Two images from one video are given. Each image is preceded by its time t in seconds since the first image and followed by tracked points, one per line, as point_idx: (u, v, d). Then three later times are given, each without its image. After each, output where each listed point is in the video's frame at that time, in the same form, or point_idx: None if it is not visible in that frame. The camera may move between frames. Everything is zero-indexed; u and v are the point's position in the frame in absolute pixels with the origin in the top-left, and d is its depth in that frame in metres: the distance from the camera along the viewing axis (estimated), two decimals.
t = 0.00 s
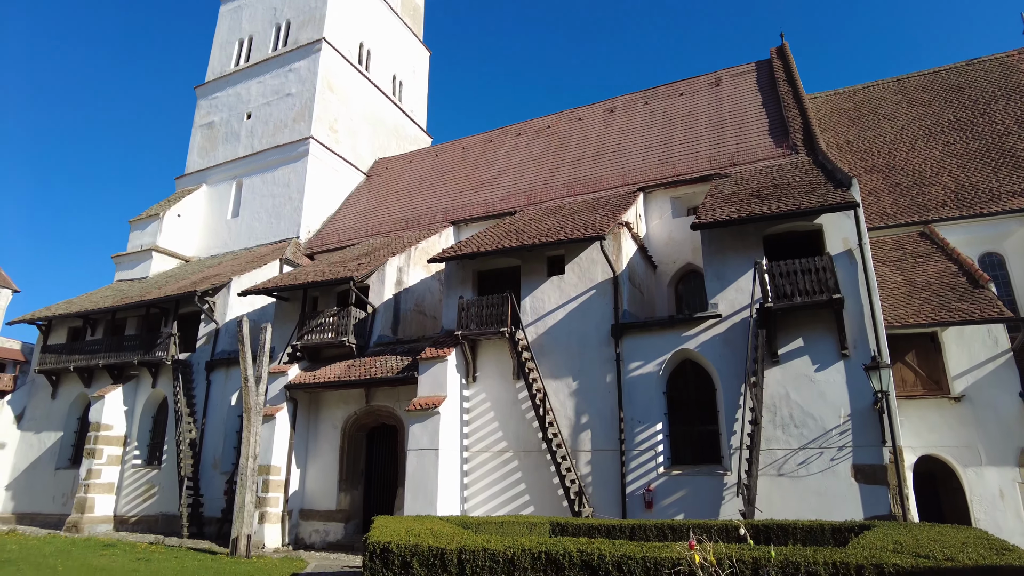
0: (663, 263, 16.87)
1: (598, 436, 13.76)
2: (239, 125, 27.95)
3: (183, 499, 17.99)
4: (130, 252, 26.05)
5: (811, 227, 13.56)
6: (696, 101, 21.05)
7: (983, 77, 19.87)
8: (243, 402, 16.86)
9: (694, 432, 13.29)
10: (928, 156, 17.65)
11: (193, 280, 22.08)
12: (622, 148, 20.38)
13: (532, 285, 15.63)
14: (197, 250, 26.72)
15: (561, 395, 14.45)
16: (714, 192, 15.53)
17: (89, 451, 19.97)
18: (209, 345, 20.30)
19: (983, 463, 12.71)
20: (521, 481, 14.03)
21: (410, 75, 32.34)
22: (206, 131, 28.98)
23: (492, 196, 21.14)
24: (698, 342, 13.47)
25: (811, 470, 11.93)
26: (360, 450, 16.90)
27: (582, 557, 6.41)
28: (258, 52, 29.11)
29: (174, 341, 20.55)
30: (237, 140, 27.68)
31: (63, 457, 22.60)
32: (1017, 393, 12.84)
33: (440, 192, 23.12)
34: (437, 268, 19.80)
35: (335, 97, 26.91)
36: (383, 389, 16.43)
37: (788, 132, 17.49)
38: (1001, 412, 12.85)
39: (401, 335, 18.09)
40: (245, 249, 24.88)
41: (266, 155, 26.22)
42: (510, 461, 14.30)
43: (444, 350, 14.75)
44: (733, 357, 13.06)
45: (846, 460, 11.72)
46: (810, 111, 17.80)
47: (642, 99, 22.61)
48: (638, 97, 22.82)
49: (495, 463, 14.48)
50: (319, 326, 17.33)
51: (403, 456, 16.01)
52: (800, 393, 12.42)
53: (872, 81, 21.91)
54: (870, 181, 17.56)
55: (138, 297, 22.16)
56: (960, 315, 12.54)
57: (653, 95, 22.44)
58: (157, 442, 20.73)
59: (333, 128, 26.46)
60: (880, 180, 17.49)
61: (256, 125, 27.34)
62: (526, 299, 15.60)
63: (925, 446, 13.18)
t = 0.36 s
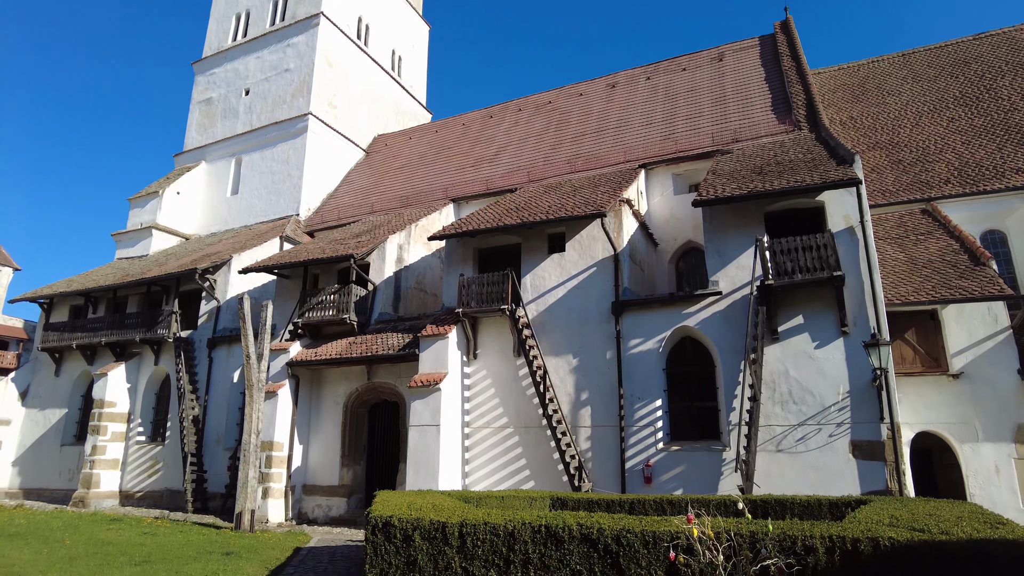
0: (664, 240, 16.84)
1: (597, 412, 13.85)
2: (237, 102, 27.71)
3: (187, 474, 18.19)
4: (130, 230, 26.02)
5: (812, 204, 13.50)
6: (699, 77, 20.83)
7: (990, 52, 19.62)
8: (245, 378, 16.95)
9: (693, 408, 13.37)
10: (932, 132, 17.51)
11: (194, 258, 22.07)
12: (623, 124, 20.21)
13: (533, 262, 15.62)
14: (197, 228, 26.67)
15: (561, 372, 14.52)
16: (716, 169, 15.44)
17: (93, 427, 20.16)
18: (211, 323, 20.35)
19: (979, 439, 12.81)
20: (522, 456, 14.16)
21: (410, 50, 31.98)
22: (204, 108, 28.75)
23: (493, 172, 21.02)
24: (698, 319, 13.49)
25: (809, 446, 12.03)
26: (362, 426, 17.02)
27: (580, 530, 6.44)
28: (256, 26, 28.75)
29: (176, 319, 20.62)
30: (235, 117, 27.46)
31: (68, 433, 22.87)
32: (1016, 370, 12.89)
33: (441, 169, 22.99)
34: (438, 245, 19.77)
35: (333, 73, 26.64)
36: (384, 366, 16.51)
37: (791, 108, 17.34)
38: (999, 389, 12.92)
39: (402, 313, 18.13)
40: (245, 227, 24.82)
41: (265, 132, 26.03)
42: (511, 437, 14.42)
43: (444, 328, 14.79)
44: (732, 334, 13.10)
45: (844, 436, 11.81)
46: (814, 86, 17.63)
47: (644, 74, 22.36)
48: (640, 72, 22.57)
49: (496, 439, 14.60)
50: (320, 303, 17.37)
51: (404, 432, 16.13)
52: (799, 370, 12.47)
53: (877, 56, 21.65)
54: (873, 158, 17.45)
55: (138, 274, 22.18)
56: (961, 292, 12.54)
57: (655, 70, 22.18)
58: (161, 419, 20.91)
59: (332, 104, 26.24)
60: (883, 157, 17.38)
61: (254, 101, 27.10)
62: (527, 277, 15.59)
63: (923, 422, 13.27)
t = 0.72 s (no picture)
0: (664, 221, 16.79)
1: (597, 393, 13.92)
2: (235, 82, 27.46)
3: (190, 455, 18.33)
4: (129, 211, 25.94)
5: (814, 184, 13.42)
6: (701, 55, 20.61)
7: (996, 30, 19.38)
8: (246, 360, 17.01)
9: (692, 389, 13.42)
10: (935, 112, 17.36)
11: (193, 239, 22.03)
12: (625, 104, 20.04)
13: (533, 244, 15.58)
14: (197, 209, 26.59)
15: (561, 353, 14.56)
16: (717, 149, 15.33)
17: (96, 408, 20.27)
18: (211, 305, 20.37)
19: (977, 420, 12.88)
20: (522, 436, 14.25)
21: (408, 28, 31.62)
22: (202, 88, 28.50)
23: (493, 153, 20.89)
24: (698, 300, 13.49)
25: (808, 426, 12.10)
26: (363, 407, 17.10)
27: (580, 509, 6.49)
28: (253, 5, 28.40)
29: (176, 301, 20.63)
30: (233, 97, 27.24)
31: (71, 414, 23.03)
32: (1015, 352, 12.92)
33: (440, 149, 22.84)
34: (438, 226, 19.72)
35: (331, 52, 26.36)
36: (385, 347, 16.54)
37: (794, 87, 17.17)
38: (998, 370, 12.96)
39: (402, 294, 18.13)
40: (245, 208, 24.73)
41: (263, 112, 25.83)
42: (511, 417, 14.51)
43: (444, 309, 14.81)
44: (732, 315, 13.11)
45: (843, 416, 11.87)
46: (816, 65, 17.45)
47: (646, 53, 22.12)
48: (641, 50, 22.32)
49: (496, 419, 14.69)
50: (320, 285, 17.36)
51: (405, 412, 16.21)
52: (798, 351, 12.50)
53: (881, 34, 21.39)
54: (876, 138, 17.31)
55: (138, 256, 22.16)
56: (961, 274, 12.52)
57: (657, 49, 21.93)
58: (163, 400, 21.02)
59: (330, 83, 26.00)
60: (886, 137, 17.24)
61: (252, 81, 26.87)
62: (526, 258, 15.57)
63: (921, 402, 13.33)
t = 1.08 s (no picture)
0: (664, 208, 16.76)
1: (596, 379, 13.95)
2: (233, 68, 27.29)
3: (191, 441, 18.40)
4: (127, 198, 25.87)
5: (814, 171, 13.36)
6: (702, 40, 20.44)
7: (1000, 14, 19.22)
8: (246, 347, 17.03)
9: (691, 375, 13.44)
10: (937, 98, 17.25)
11: (192, 226, 21.99)
12: (625, 89, 19.90)
13: (532, 231, 15.55)
14: (196, 197, 26.51)
15: (560, 340, 14.58)
16: (718, 135, 15.24)
17: (97, 395, 20.31)
18: (211, 292, 20.37)
19: (975, 406, 12.92)
20: (521, 422, 14.31)
21: (407, 13, 31.34)
22: (200, 74, 28.32)
23: (492, 139, 20.78)
24: (697, 287, 13.49)
25: (806, 412, 12.14)
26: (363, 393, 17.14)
27: (577, 495, 6.51)
28: None
29: (176, 288, 20.62)
30: (231, 83, 27.07)
31: (73, 401, 23.12)
32: (1014, 339, 12.93)
33: (439, 135, 22.72)
34: (437, 213, 19.67)
35: (330, 37, 26.16)
36: (385, 335, 16.56)
37: (795, 73, 17.05)
38: (996, 356, 12.98)
39: (402, 281, 18.12)
40: (244, 195, 24.65)
41: (261, 98, 25.69)
42: (510, 404, 14.55)
43: (444, 296, 14.80)
44: (731, 301, 13.10)
45: (841, 403, 11.90)
46: (818, 50, 17.32)
47: (646, 37, 21.93)
48: (642, 35, 22.14)
49: (496, 406, 14.74)
50: (319, 272, 17.35)
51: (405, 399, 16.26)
52: (797, 337, 12.51)
53: (884, 19, 21.21)
54: (877, 124, 17.22)
55: (137, 243, 22.13)
56: (961, 261, 12.50)
57: (658, 34, 21.75)
58: (163, 387, 21.08)
59: (329, 69, 25.83)
60: (887, 123, 17.14)
61: (250, 67, 26.69)
62: (526, 245, 15.54)
63: (919, 389, 13.35)
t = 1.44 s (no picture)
0: (664, 201, 16.72)
1: (595, 372, 13.94)
2: (231, 60, 27.16)
3: (191, 434, 18.41)
4: (126, 191, 25.80)
5: (815, 163, 13.31)
6: (702, 32, 20.34)
7: (1002, 6, 19.11)
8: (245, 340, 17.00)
9: (691, 368, 13.43)
10: (939, 90, 17.17)
11: (191, 219, 21.93)
12: (625, 81, 19.82)
13: (532, 224, 15.50)
14: (194, 189, 26.43)
15: (560, 333, 14.56)
16: (718, 127, 15.18)
17: (97, 389, 20.30)
18: (210, 285, 20.34)
19: (974, 399, 12.93)
20: (521, 415, 14.31)
21: (406, 4, 31.16)
22: (198, 66, 28.19)
23: (491, 131, 20.70)
24: (697, 280, 13.46)
25: (805, 405, 12.13)
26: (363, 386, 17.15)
27: (576, 488, 6.50)
28: None
29: (175, 281, 20.58)
30: (230, 75, 26.95)
31: (72, 395, 23.11)
32: (1013, 332, 12.92)
33: (438, 128, 22.64)
34: (436, 206, 19.61)
35: (328, 29, 26.01)
36: (384, 328, 16.55)
37: (796, 65, 16.96)
38: (996, 350, 12.97)
39: (401, 275, 18.09)
40: (243, 188, 24.57)
41: (260, 91, 25.58)
42: (510, 396, 14.55)
43: (444, 289, 14.77)
44: (731, 294, 13.08)
45: (840, 396, 11.90)
46: (819, 42, 17.23)
47: (646, 29, 21.82)
48: (642, 27, 22.03)
49: (495, 398, 14.73)
50: (319, 265, 17.30)
51: (405, 391, 16.27)
52: (797, 330, 12.50)
53: (885, 11, 21.09)
54: (878, 116, 17.14)
55: (136, 236, 22.08)
56: (961, 254, 12.46)
57: (658, 26, 21.63)
58: (163, 380, 21.08)
59: (328, 62, 25.71)
60: (888, 116, 17.07)
61: (248, 59, 26.56)
62: (525, 238, 15.50)
63: (919, 382, 13.36)
